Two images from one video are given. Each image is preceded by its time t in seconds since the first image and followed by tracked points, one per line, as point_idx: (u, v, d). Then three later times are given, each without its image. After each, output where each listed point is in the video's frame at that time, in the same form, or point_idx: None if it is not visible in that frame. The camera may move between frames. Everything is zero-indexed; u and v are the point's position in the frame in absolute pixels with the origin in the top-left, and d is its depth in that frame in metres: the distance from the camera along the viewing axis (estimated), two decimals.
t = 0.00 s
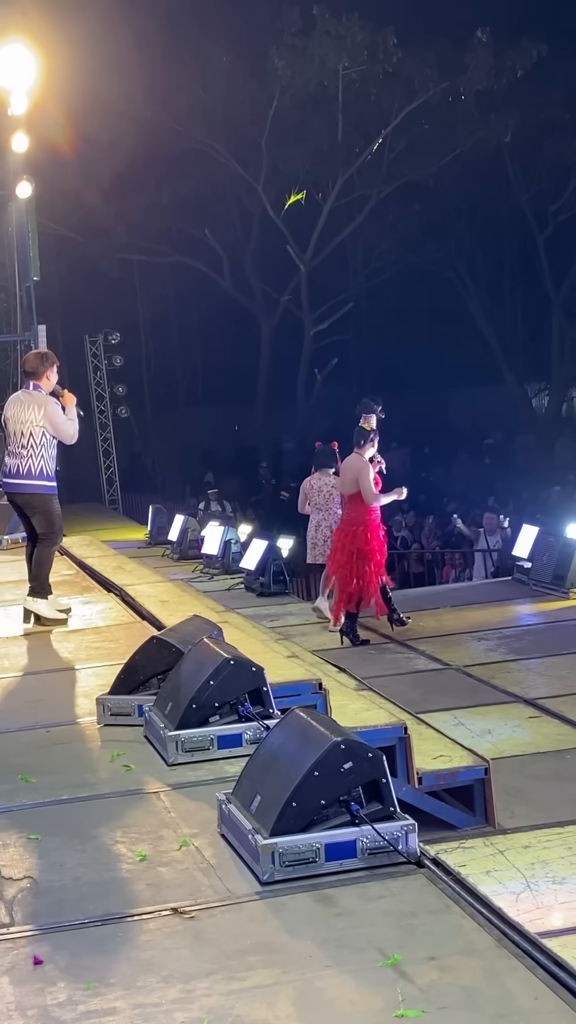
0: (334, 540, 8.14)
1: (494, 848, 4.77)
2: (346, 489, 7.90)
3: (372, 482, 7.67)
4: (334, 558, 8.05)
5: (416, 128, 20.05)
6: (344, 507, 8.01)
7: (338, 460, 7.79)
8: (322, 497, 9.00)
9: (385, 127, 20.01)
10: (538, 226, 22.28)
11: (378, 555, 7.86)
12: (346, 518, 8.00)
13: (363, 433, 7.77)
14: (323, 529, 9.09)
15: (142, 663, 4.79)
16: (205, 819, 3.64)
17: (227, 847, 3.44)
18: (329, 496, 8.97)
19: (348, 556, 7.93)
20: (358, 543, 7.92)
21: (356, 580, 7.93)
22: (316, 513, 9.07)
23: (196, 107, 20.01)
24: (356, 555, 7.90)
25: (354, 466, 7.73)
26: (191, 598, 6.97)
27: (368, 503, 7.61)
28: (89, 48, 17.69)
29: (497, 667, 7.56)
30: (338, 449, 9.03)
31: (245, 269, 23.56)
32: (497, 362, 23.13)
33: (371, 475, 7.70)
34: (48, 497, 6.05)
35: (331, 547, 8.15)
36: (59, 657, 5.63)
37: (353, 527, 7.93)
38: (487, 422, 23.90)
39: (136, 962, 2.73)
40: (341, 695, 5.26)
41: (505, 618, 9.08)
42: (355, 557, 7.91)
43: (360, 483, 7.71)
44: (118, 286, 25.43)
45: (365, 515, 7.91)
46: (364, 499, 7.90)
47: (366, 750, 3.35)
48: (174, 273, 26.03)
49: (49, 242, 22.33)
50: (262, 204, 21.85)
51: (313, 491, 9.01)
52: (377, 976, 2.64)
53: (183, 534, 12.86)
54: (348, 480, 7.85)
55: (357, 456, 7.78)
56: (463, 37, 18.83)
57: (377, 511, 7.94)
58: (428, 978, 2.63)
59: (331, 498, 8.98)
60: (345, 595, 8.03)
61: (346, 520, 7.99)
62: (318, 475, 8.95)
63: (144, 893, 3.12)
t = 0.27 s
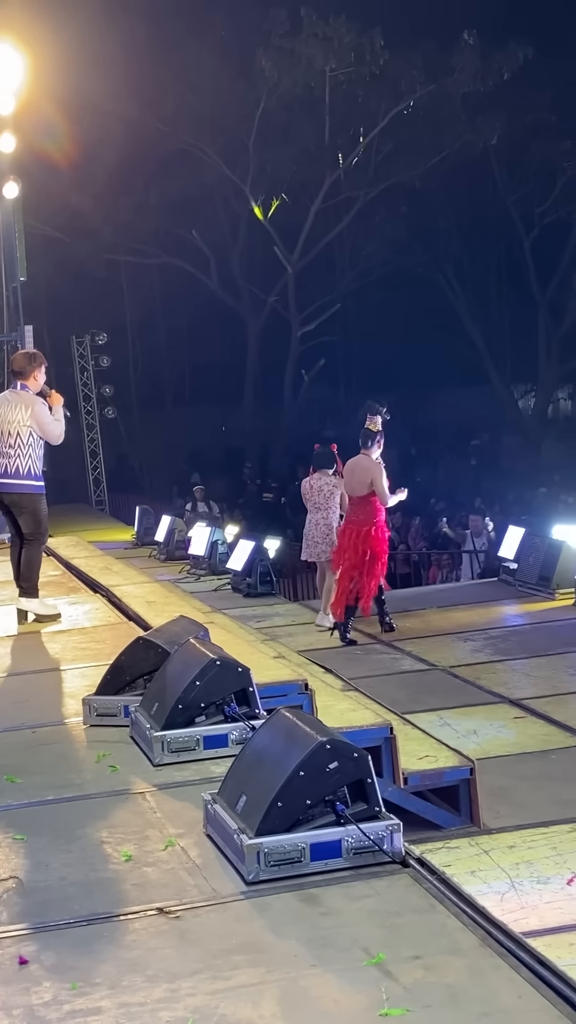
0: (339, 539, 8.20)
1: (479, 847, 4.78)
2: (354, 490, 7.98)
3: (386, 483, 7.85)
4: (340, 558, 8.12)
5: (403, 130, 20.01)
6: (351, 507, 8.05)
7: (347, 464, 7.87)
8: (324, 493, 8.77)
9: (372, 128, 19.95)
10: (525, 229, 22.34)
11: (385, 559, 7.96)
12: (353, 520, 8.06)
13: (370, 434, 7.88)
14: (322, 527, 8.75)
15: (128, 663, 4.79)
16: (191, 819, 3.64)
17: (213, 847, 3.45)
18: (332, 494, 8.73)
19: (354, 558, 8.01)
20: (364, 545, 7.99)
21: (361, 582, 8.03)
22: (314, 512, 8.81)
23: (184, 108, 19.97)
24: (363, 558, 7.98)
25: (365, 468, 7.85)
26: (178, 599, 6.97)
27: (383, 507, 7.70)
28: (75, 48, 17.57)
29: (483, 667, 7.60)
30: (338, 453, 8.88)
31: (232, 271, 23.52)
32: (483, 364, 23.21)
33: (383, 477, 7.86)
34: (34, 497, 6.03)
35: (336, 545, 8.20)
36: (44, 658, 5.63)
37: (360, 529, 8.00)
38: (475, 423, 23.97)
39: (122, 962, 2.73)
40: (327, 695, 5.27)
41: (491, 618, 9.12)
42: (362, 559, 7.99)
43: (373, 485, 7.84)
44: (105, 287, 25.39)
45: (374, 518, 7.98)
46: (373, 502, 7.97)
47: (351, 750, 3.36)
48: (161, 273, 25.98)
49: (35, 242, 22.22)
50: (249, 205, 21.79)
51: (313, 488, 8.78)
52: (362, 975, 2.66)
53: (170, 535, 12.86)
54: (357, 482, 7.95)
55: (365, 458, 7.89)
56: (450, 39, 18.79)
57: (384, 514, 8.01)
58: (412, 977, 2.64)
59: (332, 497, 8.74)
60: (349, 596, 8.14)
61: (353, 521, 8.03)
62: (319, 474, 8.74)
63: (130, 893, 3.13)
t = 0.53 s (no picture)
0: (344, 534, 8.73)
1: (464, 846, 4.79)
2: (359, 484, 8.64)
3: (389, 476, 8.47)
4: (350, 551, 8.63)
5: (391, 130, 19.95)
6: (354, 501, 8.67)
7: (355, 458, 8.52)
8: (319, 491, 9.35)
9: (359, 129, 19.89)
10: (512, 229, 22.36)
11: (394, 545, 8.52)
12: (358, 513, 8.65)
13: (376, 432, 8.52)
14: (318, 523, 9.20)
15: (114, 663, 4.80)
16: (177, 818, 3.64)
17: (199, 847, 3.45)
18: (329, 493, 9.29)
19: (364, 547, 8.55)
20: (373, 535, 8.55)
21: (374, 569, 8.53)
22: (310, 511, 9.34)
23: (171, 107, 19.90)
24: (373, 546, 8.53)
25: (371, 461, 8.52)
26: (165, 599, 6.97)
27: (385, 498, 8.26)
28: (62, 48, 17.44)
29: (469, 667, 7.62)
30: (337, 463, 9.58)
31: (219, 271, 23.45)
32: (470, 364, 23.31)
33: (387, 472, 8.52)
34: (21, 498, 6.03)
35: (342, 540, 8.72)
36: (30, 658, 5.61)
37: (367, 520, 8.57)
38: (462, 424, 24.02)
39: (107, 961, 2.73)
40: (313, 695, 5.28)
41: (477, 618, 9.14)
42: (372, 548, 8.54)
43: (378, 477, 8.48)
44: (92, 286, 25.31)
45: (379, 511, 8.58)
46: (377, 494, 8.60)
47: (337, 750, 3.37)
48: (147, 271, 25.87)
49: (22, 241, 22.10)
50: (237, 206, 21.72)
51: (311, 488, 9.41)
52: (347, 974, 2.66)
53: (157, 535, 12.85)
54: (363, 476, 8.61)
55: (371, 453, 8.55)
56: (438, 40, 18.71)
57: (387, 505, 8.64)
58: (397, 976, 2.65)
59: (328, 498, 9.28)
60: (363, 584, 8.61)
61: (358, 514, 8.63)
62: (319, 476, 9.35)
63: (115, 893, 3.12)
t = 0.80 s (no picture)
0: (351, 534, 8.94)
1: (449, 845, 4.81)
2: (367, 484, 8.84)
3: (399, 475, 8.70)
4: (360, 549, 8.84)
5: (378, 130, 19.93)
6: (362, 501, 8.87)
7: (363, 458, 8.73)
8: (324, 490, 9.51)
9: (347, 129, 19.85)
10: (498, 230, 22.42)
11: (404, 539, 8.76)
12: (365, 512, 8.87)
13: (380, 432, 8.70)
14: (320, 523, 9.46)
15: (100, 663, 4.79)
16: (162, 818, 3.65)
17: (184, 846, 3.45)
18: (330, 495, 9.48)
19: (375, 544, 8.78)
20: (383, 531, 8.78)
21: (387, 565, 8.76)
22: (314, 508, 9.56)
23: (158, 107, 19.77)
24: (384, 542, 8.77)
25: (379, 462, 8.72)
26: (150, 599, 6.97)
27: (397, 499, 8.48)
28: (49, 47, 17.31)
29: (455, 667, 7.64)
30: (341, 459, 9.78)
31: (206, 270, 23.41)
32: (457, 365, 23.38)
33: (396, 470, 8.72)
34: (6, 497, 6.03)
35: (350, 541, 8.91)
36: (15, 658, 5.60)
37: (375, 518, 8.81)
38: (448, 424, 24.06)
39: (91, 961, 2.73)
40: (299, 695, 5.29)
41: (463, 619, 9.17)
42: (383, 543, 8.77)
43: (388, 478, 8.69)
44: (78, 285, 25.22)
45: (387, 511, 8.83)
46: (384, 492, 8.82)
47: (322, 750, 3.37)
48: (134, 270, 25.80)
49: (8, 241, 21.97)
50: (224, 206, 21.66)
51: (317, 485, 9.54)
52: (331, 974, 2.67)
53: (143, 535, 12.83)
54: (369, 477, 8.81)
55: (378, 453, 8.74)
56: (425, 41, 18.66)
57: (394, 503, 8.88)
58: (381, 975, 2.65)
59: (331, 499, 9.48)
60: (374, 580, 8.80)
61: (365, 513, 8.85)
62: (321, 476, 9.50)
63: (100, 893, 3.12)
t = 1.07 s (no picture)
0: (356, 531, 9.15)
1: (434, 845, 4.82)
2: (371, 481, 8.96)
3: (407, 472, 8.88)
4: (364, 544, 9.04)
5: (365, 131, 19.90)
6: (364, 497, 9.04)
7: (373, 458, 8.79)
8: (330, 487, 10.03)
9: (333, 130, 19.82)
10: (484, 230, 22.47)
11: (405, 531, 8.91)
12: (367, 508, 9.07)
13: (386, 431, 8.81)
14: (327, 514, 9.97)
15: (85, 663, 4.79)
16: (146, 817, 3.65)
17: (169, 845, 3.45)
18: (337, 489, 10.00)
19: (377, 538, 8.95)
20: (384, 525, 8.96)
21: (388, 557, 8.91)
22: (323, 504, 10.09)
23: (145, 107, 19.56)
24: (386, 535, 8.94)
25: (388, 461, 8.83)
26: (136, 599, 6.96)
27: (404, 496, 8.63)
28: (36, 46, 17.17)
29: (440, 667, 7.66)
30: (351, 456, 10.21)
31: (193, 271, 23.36)
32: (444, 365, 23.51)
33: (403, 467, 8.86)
34: None
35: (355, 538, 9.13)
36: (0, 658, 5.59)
37: (377, 513, 8.99)
38: (435, 424, 24.10)
39: (75, 961, 2.73)
40: (285, 695, 5.30)
41: (449, 619, 9.19)
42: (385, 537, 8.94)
43: (396, 477, 8.85)
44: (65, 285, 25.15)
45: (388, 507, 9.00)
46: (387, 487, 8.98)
47: (307, 749, 3.38)
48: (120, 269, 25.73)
49: None
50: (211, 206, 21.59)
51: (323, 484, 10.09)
52: (315, 972, 2.67)
53: (129, 535, 12.82)
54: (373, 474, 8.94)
55: (386, 452, 8.82)
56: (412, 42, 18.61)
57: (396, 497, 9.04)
58: (366, 973, 2.66)
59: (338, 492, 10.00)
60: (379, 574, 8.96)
61: (367, 508, 9.03)
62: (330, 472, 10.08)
63: (84, 893, 3.12)
